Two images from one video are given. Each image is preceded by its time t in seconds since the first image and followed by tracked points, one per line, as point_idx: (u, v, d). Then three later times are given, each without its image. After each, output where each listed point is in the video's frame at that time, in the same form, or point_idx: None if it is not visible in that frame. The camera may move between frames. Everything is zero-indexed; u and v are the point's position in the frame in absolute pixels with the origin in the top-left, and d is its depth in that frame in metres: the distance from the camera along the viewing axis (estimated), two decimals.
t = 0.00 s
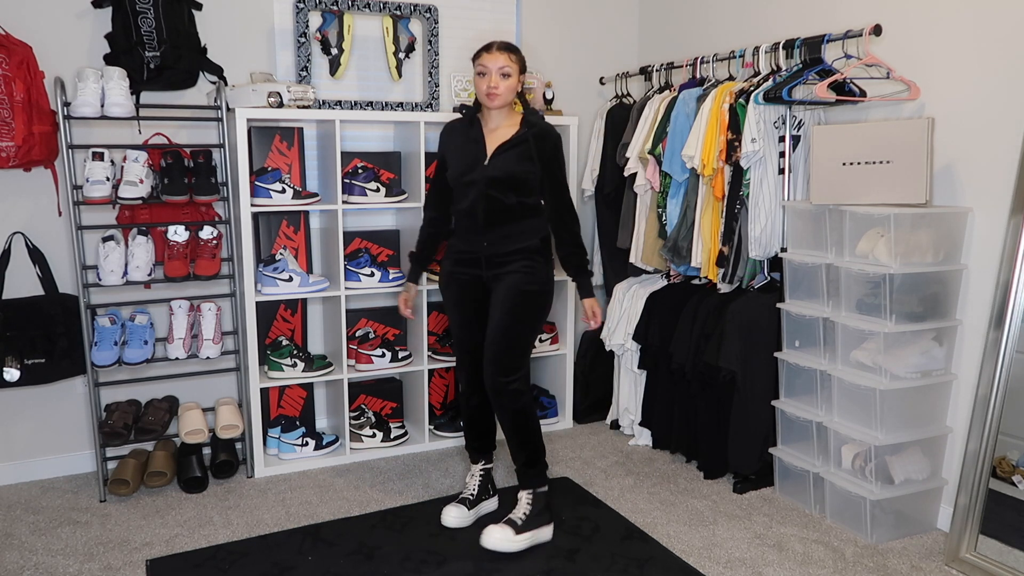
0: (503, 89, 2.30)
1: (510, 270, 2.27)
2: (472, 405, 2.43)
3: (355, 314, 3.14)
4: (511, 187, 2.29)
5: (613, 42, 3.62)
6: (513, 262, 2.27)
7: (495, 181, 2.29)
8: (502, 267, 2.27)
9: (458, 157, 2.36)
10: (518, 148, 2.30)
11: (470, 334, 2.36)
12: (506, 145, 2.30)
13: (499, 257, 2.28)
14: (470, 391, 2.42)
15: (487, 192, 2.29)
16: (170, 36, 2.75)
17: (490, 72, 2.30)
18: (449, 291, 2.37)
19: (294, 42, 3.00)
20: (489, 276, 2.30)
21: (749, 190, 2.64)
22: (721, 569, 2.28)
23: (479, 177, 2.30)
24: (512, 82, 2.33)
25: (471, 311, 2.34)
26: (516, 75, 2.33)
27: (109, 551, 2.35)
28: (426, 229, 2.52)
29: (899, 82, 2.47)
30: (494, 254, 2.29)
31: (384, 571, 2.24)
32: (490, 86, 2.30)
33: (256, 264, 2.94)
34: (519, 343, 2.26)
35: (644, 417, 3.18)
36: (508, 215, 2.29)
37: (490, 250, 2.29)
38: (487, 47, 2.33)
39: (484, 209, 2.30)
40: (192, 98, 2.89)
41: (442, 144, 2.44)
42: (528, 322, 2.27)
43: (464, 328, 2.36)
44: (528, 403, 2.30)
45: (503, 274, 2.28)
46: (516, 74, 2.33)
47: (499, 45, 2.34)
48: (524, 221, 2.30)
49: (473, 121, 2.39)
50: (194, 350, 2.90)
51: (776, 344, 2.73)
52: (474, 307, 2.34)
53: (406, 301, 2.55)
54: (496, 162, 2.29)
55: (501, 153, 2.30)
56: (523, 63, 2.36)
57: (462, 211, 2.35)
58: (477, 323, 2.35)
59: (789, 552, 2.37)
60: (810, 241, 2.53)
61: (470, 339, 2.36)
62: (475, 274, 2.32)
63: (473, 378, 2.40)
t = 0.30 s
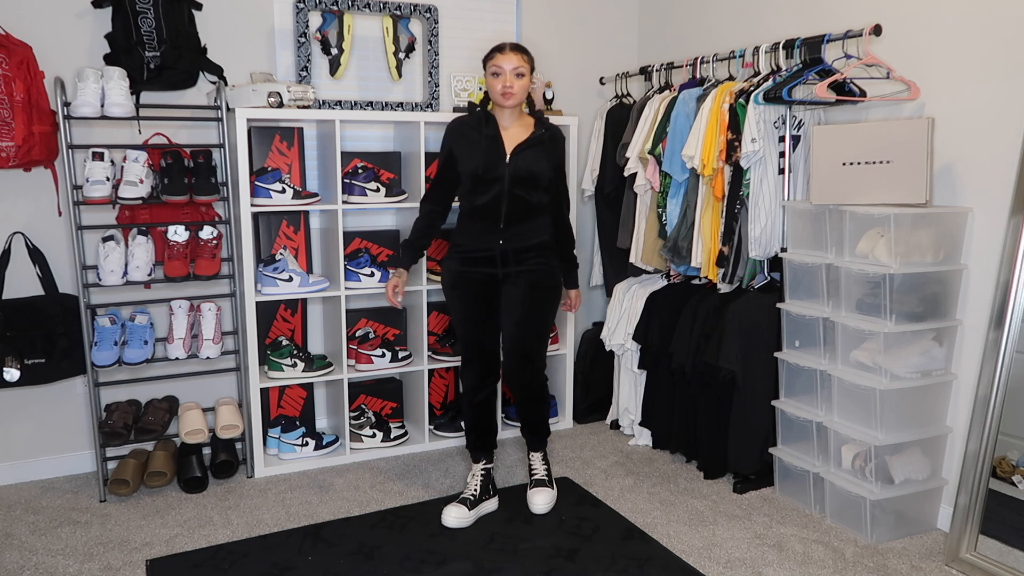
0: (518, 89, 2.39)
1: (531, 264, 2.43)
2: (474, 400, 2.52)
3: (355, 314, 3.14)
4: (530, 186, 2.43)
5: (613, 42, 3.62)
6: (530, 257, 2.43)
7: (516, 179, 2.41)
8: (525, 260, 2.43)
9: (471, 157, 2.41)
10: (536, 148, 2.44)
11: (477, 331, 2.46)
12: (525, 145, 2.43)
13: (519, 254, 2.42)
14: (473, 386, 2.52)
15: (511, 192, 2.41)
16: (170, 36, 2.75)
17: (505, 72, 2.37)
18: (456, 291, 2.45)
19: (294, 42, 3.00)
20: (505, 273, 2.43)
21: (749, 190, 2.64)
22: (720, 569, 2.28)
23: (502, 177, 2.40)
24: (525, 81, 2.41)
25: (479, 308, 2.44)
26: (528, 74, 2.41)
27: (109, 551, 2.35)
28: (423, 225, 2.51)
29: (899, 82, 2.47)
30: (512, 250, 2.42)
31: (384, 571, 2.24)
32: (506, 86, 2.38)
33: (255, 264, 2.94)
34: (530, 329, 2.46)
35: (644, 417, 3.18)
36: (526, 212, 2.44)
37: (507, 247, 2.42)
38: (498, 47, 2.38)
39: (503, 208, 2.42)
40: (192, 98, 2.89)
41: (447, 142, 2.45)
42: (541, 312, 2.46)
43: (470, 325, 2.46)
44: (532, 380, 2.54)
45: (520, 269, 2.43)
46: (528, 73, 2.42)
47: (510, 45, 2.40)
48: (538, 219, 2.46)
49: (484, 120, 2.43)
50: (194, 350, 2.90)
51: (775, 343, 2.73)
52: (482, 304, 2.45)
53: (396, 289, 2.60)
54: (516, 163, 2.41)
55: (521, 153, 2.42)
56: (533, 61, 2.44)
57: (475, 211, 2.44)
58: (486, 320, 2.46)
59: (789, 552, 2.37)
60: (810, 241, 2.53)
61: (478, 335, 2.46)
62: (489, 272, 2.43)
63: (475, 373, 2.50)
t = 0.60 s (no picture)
0: (543, 86, 2.44)
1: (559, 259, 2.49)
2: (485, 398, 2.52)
3: (355, 314, 3.14)
4: (557, 183, 2.49)
5: (613, 42, 3.62)
6: (555, 253, 2.49)
7: (546, 176, 2.47)
8: (553, 255, 2.48)
9: (501, 153, 2.43)
10: (564, 147, 2.51)
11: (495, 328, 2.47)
12: (553, 144, 2.49)
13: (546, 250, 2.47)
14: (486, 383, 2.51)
15: (541, 188, 2.46)
16: (170, 36, 2.75)
17: (531, 70, 2.43)
18: (481, 289, 2.44)
19: (294, 42, 3.00)
20: (532, 271, 2.45)
21: (749, 190, 2.63)
22: (720, 569, 2.28)
23: (532, 174, 2.45)
24: (550, 79, 2.47)
25: (500, 305, 2.46)
26: (552, 73, 2.47)
27: (109, 551, 2.35)
28: (451, 227, 2.49)
29: (899, 82, 2.47)
30: (541, 247, 2.46)
31: (384, 571, 2.24)
32: (531, 84, 2.43)
33: (255, 264, 2.94)
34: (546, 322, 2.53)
35: (644, 417, 3.18)
36: (553, 209, 2.50)
37: (535, 244, 2.46)
38: (523, 47, 2.45)
39: (532, 205, 2.46)
40: (192, 99, 2.89)
41: (474, 139, 2.47)
42: (559, 306, 2.53)
43: (491, 322, 2.47)
44: (544, 374, 2.59)
45: (547, 266, 2.47)
46: (552, 72, 2.48)
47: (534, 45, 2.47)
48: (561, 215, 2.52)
49: (513, 118, 2.46)
50: (194, 350, 2.90)
51: (775, 344, 2.73)
52: (503, 301, 2.46)
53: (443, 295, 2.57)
54: (546, 159, 2.46)
55: (549, 151, 2.47)
56: (556, 61, 2.50)
57: (502, 207, 2.47)
58: (505, 316, 2.47)
59: (789, 552, 2.37)
60: (810, 241, 2.53)
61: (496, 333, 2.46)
62: (517, 269, 2.44)
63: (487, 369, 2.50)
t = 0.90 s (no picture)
0: (558, 90, 2.46)
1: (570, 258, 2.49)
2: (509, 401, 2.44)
3: (355, 314, 3.14)
4: (566, 184, 2.49)
5: (613, 43, 3.62)
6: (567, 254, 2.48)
7: (556, 177, 2.47)
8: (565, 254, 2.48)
9: (513, 153, 2.46)
10: (576, 148, 2.51)
11: (513, 325, 2.43)
12: (565, 146, 2.49)
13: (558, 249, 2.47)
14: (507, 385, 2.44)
15: (550, 191, 2.47)
16: (170, 36, 2.75)
17: (545, 74, 2.44)
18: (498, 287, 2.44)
19: (294, 42, 3.00)
20: (543, 271, 2.46)
21: (749, 190, 2.63)
22: (720, 569, 2.28)
23: (541, 176, 2.46)
24: (564, 83, 2.48)
25: (517, 303, 2.44)
26: (567, 76, 2.48)
27: (109, 551, 2.35)
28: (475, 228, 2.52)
29: (899, 82, 2.47)
30: (552, 249, 2.46)
31: (384, 571, 2.24)
32: (545, 88, 2.45)
33: (255, 264, 2.94)
34: (558, 323, 2.52)
35: (644, 417, 3.18)
36: (564, 209, 2.49)
37: (547, 244, 2.45)
38: (538, 52, 2.46)
39: (542, 206, 2.46)
40: (192, 98, 2.89)
41: (488, 142, 2.51)
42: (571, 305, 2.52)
43: (508, 320, 2.44)
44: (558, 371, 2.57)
45: (559, 265, 2.47)
46: (567, 76, 2.49)
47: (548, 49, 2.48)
48: (573, 217, 2.52)
49: (524, 121, 2.49)
50: (194, 350, 2.90)
51: (776, 344, 2.72)
52: (518, 297, 2.44)
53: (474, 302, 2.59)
54: (556, 161, 2.46)
55: (560, 153, 2.47)
56: (571, 65, 2.51)
57: (514, 208, 2.47)
58: (524, 313, 2.44)
59: (789, 552, 2.37)
60: (811, 241, 2.53)
61: (515, 329, 2.43)
62: (528, 268, 2.45)
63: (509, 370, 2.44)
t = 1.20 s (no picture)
0: (563, 94, 2.46)
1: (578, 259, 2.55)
2: (560, 396, 2.50)
3: (355, 314, 3.14)
4: (576, 187, 2.52)
5: (614, 43, 3.62)
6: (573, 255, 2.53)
7: (566, 179, 2.50)
8: (570, 255, 2.53)
9: (525, 151, 2.48)
10: (585, 150, 2.53)
11: (543, 329, 2.44)
12: (575, 148, 2.51)
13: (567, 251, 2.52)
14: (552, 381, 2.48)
15: (557, 191, 2.50)
16: (170, 36, 2.75)
17: (549, 79, 2.45)
18: (514, 292, 2.46)
19: (294, 42, 3.00)
20: (551, 272, 2.50)
21: (749, 190, 2.63)
22: (720, 569, 2.28)
23: (550, 175, 2.48)
24: (571, 85, 2.48)
25: (532, 302, 2.45)
26: (573, 78, 2.47)
27: (108, 551, 2.35)
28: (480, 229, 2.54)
29: (899, 82, 2.47)
30: (560, 249, 2.51)
31: (384, 571, 2.24)
32: (551, 92, 2.46)
33: (255, 264, 2.94)
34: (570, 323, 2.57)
35: (644, 417, 3.18)
36: (572, 211, 2.53)
37: (556, 246, 2.50)
38: (542, 55, 2.46)
39: (552, 207, 2.50)
40: (192, 98, 2.89)
41: (499, 139, 2.51)
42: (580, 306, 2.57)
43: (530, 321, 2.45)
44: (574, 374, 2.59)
45: (568, 267, 2.52)
46: (573, 77, 2.48)
47: (554, 51, 2.47)
48: (580, 218, 2.55)
49: (538, 119, 2.50)
50: (194, 350, 2.90)
51: (776, 344, 2.72)
52: (535, 301, 2.45)
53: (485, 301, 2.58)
54: (567, 162, 2.49)
55: (571, 155, 2.50)
56: (579, 65, 2.50)
57: (522, 208, 2.50)
58: (543, 312, 2.45)
59: (789, 552, 2.37)
60: (811, 241, 2.53)
61: (545, 331, 2.44)
62: (540, 271, 2.49)
63: (553, 368, 2.47)
